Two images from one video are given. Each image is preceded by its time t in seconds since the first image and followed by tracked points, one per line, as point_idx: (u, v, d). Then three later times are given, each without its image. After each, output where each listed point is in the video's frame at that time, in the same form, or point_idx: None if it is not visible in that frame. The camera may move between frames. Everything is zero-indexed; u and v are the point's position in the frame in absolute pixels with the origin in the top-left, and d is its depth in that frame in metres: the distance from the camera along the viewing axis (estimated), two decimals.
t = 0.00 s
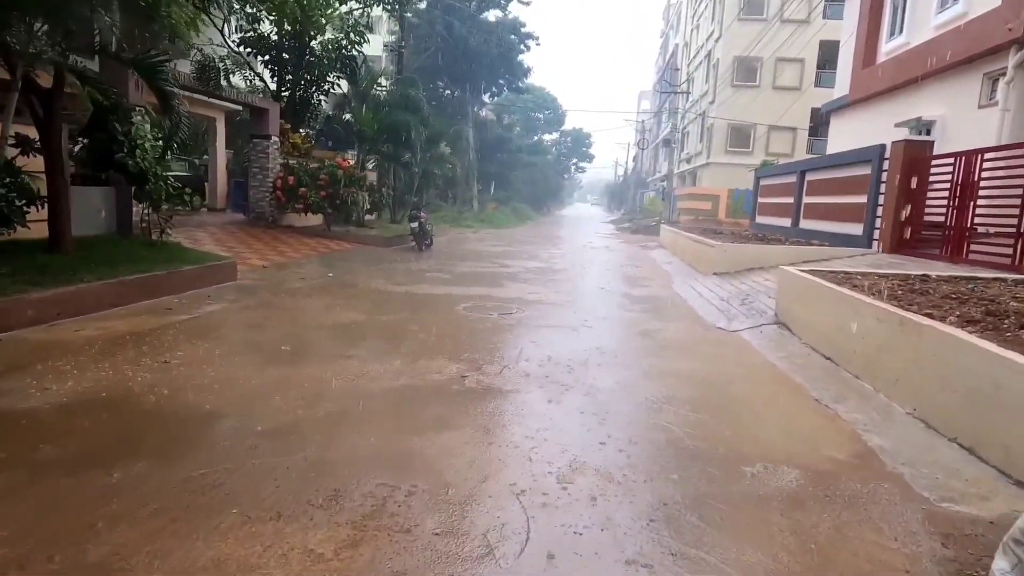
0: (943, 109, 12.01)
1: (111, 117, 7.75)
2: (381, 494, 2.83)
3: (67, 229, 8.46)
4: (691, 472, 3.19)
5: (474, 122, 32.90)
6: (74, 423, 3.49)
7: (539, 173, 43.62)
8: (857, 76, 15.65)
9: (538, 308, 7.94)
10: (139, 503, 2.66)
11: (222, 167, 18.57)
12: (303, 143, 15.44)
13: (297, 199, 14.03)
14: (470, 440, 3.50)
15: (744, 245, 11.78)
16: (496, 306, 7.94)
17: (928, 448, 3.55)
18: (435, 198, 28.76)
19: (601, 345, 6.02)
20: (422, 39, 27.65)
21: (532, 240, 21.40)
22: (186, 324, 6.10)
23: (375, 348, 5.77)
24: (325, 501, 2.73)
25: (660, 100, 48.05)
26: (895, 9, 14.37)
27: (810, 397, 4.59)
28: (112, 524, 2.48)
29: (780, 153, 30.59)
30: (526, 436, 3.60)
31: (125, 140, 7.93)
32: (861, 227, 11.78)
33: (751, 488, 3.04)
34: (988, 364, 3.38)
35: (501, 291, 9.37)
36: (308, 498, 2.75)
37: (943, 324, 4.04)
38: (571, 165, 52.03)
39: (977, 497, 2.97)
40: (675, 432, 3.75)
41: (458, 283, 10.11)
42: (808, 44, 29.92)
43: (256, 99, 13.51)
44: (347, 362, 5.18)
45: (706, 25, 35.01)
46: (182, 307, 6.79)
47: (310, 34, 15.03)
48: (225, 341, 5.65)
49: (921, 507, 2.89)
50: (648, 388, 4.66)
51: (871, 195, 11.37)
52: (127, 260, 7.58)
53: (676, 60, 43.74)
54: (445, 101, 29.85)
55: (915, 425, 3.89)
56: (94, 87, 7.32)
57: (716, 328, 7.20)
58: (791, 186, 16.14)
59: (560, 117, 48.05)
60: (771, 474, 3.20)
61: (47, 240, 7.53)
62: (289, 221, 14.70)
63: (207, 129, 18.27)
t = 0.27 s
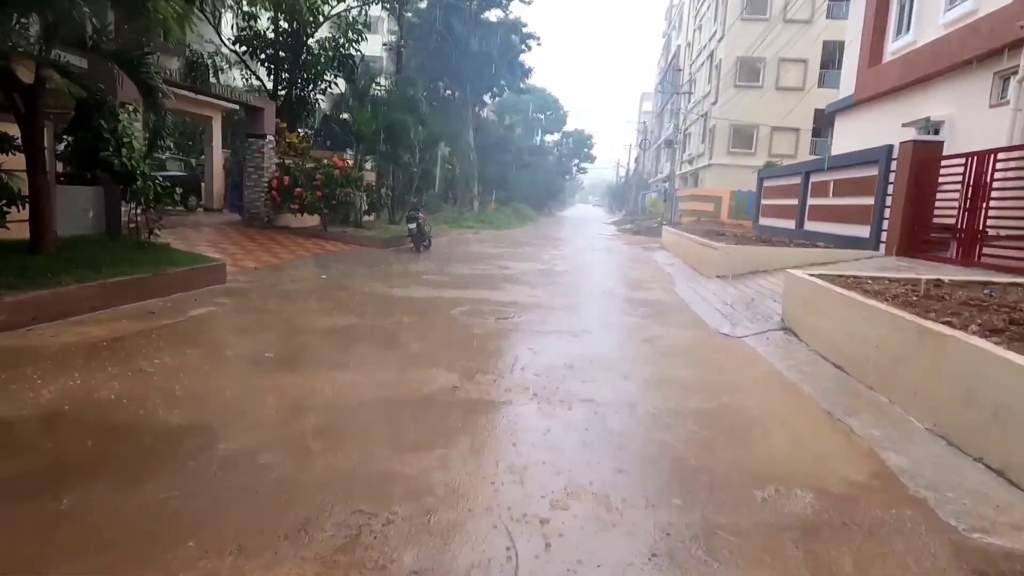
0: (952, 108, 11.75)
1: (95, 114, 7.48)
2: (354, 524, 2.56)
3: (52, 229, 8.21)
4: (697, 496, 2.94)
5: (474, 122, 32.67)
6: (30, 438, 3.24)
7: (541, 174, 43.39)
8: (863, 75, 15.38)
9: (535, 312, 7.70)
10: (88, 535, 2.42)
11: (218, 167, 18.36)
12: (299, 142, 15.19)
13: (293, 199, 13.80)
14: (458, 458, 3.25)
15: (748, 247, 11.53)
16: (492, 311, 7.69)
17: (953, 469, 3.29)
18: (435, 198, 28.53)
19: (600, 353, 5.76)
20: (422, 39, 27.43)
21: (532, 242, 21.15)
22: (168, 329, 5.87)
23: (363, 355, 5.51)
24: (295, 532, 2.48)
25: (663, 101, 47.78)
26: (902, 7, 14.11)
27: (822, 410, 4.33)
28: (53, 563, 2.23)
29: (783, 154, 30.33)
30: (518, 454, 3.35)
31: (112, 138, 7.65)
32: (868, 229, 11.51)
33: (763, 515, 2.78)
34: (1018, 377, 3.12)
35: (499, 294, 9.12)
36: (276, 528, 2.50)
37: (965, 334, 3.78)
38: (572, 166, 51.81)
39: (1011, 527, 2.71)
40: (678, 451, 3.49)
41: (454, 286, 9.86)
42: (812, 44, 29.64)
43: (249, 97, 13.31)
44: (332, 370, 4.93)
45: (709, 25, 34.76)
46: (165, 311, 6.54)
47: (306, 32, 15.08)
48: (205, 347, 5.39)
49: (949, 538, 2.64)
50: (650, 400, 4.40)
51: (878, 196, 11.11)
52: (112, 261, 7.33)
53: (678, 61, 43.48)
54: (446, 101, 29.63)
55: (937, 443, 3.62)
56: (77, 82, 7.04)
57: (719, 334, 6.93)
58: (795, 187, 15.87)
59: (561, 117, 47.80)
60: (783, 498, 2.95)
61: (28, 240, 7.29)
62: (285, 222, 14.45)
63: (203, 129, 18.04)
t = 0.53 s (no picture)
0: (961, 107, 11.49)
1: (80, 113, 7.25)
2: (329, 562, 2.33)
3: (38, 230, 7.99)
4: (707, 526, 2.70)
5: (475, 122, 32.46)
6: None
7: (542, 174, 43.17)
8: (869, 73, 15.11)
9: (535, 317, 7.46)
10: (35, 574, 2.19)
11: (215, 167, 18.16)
12: (296, 142, 14.97)
13: (289, 199, 13.57)
14: (448, 482, 3.02)
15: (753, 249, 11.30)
16: (490, 315, 7.46)
17: (980, 493, 3.06)
18: (435, 198, 28.32)
19: (601, 361, 5.53)
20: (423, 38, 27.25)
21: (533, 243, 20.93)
22: (151, 336, 5.64)
23: (353, 363, 5.29)
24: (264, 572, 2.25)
25: (665, 100, 47.52)
26: (909, 4, 13.84)
27: (836, 424, 4.09)
28: None
29: (786, 154, 30.07)
30: (512, 477, 3.12)
31: (98, 137, 7.41)
32: (875, 230, 11.26)
33: (780, 548, 2.54)
34: None
35: (498, 297, 8.90)
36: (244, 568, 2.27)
37: (990, 345, 3.54)
38: (574, 166, 51.63)
39: None
40: (685, 472, 3.25)
41: (453, 289, 9.63)
42: (815, 42, 29.37)
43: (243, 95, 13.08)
44: (320, 380, 4.70)
45: (711, 24, 34.50)
46: (150, 316, 6.32)
47: (303, 29, 14.89)
48: (189, 355, 5.17)
49: None
50: (654, 413, 4.16)
51: (886, 197, 10.87)
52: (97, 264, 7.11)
53: (680, 60, 43.23)
54: (446, 100, 29.40)
55: (962, 463, 3.38)
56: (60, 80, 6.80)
57: (724, 340, 6.69)
58: (800, 187, 15.63)
59: (562, 117, 47.54)
60: (801, 529, 2.71)
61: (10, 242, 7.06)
62: (281, 222, 14.25)
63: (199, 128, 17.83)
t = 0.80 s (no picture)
0: (974, 104, 11.22)
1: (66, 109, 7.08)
2: None
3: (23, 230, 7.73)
4: (729, 555, 2.44)
5: (476, 121, 32.22)
6: None
7: (544, 174, 42.91)
8: (878, 70, 14.83)
9: (537, 319, 7.19)
10: None
11: (213, 166, 17.93)
12: (295, 141, 14.65)
13: (286, 199, 13.32)
14: (443, 504, 2.76)
15: (761, 249, 11.01)
16: (490, 318, 7.17)
17: None
18: (436, 198, 28.07)
19: (605, 367, 5.25)
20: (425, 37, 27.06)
21: (535, 243, 20.67)
22: (135, 339, 5.39)
23: (343, 369, 5.02)
24: None
25: (667, 101, 47.25)
26: None
27: (859, 436, 3.83)
28: None
29: (790, 154, 29.78)
30: (513, 498, 2.86)
31: (85, 134, 7.31)
32: (887, 230, 10.97)
33: None
34: None
35: (498, 299, 8.63)
36: None
37: None
38: (577, 166, 51.42)
39: None
40: (699, 491, 2.98)
41: (451, 291, 9.34)
42: (820, 41, 29.11)
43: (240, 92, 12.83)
44: (310, 388, 4.45)
45: (715, 23, 34.23)
46: (135, 319, 6.05)
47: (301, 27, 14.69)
48: (170, 360, 4.89)
49: None
50: (664, 424, 3.90)
51: (897, 196, 10.60)
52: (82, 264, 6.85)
53: (683, 60, 42.96)
54: (447, 100, 29.17)
55: (1001, 481, 3.11)
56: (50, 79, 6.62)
57: (734, 344, 6.41)
58: (807, 187, 15.33)
59: (565, 117, 47.26)
60: (833, 558, 2.45)
61: None
62: (279, 222, 13.99)
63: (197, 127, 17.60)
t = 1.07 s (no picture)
0: (994, 105, 10.89)
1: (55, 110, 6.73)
2: None
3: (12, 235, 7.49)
4: None
5: (481, 123, 31.98)
6: None
7: (548, 176, 42.63)
8: (891, 70, 14.49)
9: (544, 329, 6.90)
10: None
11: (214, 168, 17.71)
12: (296, 143, 14.48)
13: (287, 202, 13.06)
14: (445, 553, 2.49)
15: (774, 254, 10.69)
16: (495, 328, 6.89)
17: None
18: (440, 201, 27.82)
19: (617, 383, 4.96)
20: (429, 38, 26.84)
21: (540, 246, 20.40)
22: (123, 353, 5.14)
23: (340, 385, 4.75)
24: None
25: (673, 102, 46.93)
26: None
27: (895, 465, 3.54)
28: None
29: (798, 155, 29.43)
30: (522, 544, 2.58)
31: (75, 137, 7.02)
32: (904, 235, 10.64)
33: None
34: None
35: (503, 306, 8.35)
36: None
37: None
38: (581, 168, 51.13)
39: None
40: (729, 537, 2.70)
41: (455, 297, 9.06)
42: (829, 41, 28.75)
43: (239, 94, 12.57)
44: (305, 407, 4.18)
45: (721, 23, 33.92)
46: (123, 331, 5.80)
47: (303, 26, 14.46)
48: (156, 376, 4.64)
49: None
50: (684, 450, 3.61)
51: (914, 199, 10.29)
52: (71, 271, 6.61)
53: (689, 61, 42.66)
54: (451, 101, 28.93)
55: None
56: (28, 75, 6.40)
57: (751, 356, 6.11)
58: (819, 189, 15.00)
59: (569, 118, 47.00)
60: None
61: None
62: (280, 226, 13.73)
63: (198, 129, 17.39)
